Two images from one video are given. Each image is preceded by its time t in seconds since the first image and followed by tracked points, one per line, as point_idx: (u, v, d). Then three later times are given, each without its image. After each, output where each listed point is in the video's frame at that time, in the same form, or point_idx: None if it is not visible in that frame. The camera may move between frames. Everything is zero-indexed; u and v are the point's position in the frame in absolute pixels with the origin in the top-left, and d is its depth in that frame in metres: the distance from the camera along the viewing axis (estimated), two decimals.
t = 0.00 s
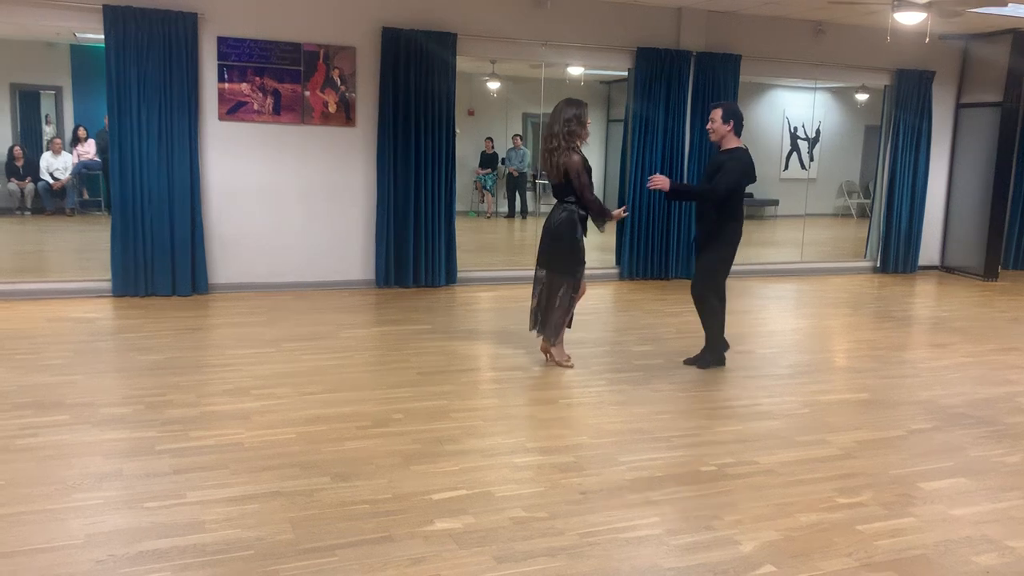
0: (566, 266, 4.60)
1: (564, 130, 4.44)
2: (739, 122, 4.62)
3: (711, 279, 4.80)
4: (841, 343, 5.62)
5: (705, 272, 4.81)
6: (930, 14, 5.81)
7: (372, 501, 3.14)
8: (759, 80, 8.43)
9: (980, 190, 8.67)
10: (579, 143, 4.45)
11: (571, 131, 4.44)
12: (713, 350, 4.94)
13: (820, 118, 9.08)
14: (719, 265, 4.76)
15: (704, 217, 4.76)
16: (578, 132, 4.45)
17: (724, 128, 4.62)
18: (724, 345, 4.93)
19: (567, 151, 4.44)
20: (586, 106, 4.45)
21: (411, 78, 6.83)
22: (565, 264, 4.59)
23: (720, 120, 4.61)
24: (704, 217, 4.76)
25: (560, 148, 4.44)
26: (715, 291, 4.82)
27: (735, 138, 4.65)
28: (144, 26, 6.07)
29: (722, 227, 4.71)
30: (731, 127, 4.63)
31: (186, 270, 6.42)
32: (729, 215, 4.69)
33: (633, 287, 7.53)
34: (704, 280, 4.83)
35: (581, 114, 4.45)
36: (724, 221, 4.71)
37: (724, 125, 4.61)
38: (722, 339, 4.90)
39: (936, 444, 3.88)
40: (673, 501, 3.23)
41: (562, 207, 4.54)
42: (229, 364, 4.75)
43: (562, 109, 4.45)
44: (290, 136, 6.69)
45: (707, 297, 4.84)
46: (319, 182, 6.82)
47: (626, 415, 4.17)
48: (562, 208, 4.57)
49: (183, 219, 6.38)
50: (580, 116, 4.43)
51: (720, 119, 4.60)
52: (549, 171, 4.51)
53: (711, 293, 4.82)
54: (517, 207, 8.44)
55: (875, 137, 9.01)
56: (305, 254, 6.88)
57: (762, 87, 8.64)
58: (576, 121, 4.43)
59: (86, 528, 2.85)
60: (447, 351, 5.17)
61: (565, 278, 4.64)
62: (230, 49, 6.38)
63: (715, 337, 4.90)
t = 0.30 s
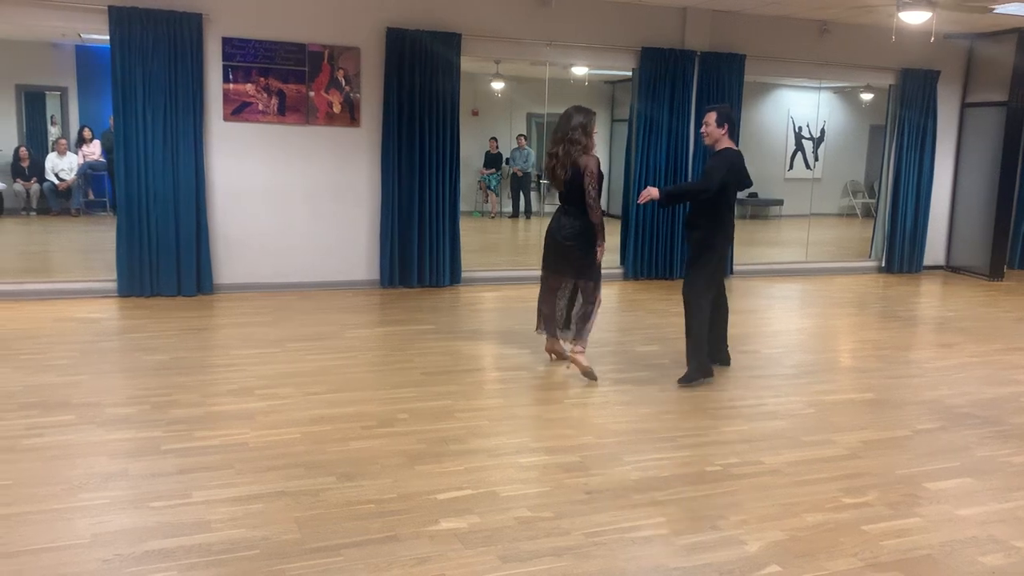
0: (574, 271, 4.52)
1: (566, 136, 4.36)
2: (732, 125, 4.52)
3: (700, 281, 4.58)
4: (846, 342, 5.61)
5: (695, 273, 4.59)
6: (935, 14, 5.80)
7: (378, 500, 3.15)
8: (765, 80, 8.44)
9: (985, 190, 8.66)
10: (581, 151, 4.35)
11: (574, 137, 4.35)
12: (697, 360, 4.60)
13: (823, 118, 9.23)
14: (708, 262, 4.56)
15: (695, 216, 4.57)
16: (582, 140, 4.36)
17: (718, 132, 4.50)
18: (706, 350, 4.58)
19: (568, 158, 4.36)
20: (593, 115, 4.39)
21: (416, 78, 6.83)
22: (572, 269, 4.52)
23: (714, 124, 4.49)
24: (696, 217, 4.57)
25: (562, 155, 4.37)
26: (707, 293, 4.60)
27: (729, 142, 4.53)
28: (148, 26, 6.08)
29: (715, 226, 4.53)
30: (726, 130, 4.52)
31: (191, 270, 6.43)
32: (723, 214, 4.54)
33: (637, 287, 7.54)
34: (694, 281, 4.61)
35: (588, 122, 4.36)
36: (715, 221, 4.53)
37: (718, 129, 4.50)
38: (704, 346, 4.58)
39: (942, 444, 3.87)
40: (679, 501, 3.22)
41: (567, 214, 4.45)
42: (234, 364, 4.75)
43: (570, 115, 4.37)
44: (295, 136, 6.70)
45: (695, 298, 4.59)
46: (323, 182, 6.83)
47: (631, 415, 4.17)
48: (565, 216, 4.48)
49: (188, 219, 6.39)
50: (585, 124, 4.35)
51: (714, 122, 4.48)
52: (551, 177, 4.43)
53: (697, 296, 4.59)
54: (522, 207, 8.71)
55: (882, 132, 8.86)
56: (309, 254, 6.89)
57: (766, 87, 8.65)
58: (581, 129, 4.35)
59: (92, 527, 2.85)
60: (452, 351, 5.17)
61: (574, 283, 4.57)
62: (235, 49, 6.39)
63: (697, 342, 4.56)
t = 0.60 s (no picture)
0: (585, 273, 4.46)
1: (576, 132, 4.30)
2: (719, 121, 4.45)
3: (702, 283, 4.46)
4: (851, 344, 5.61)
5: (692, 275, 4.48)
6: (940, 15, 5.80)
7: (382, 500, 3.15)
8: (770, 80, 8.43)
9: (991, 190, 8.63)
10: (590, 146, 4.28)
11: (583, 133, 4.28)
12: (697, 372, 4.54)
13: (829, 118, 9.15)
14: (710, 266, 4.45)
15: (691, 217, 4.45)
16: (591, 135, 4.29)
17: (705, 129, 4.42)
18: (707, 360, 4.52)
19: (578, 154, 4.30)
20: (603, 109, 4.30)
21: (420, 79, 6.84)
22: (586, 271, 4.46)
23: (700, 122, 4.40)
24: (690, 217, 4.47)
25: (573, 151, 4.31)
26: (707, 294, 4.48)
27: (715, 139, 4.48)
28: (154, 27, 6.09)
29: (710, 225, 4.42)
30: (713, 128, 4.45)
31: (196, 270, 6.44)
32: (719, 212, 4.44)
33: (642, 288, 7.53)
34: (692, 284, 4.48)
35: (598, 116, 4.28)
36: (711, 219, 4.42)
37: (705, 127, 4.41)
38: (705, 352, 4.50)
39: (947, 446, 3.87)
40: (683, 502, 3.23)
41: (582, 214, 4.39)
42: (239, 364, 4.76)
43: (579, 111, 4.30)
44: (300, 137, 6.70)
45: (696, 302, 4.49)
46: (328, 183, 6.84)
47: (636, 416, 4.16)
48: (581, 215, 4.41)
49: (193, 220, 6.40)
50: (595, 119, 4.27)
51: (700, 120, 4.40)
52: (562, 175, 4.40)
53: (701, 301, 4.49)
54: (526, 207, 8.39)
55: (886, 137, 8.99)
56: (314, 254, 6.90)
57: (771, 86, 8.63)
58: (591, 125, 4.27)
59: (98, 527, 2.86)
60: (456, 351, 5.17)
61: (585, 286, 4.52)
62: (240, 50, 6.40)
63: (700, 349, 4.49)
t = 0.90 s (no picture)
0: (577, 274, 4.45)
1: (577, 133, 4.31)
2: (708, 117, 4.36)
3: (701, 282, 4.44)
4: (854, 345, 5.60)
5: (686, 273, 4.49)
6: (944, 16, 5.78)
7: (385, 501, 3.15)
8: (773, 80, 8.43)
9: (995, 192, 8.62)
10: (591, 147, 4.29)
11: (584, 134, 4.29)
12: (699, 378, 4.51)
13: (832, 120, 9.18)
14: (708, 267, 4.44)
15: (691, 217, 4.43)
16: (592, 136, 4.29)
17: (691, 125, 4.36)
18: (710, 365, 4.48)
19: (579, 155, 4.31)
20: (603, 108, 4.30)
21: (423, 80, 6.84)
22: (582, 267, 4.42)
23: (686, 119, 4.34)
24: (687, 215, 4.46)
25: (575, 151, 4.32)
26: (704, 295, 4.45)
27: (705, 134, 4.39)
28: (158, 27, 6.10)
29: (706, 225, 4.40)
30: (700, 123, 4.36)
31: (200, 270, 6.45)
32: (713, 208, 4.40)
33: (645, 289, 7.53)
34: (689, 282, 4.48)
35: (598, 116, 4.29)
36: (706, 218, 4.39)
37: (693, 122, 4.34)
38: (710, 356, 4.48)
39: (950, 447, 3.86)
40: (685, 503, 3.22)
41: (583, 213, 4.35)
42: (242, 364, 4.77)
43: (579, 112, 4.31)
44: (303, 137, 6.71)
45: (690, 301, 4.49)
46: (331, 183, 6.84)
47: (639, 417, 4.16)
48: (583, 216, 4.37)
49: (197, 220, 6.41)
50: (594, 118, 4.28)
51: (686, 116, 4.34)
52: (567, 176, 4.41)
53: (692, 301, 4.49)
54: (529, 208, 8.52)
55: (889, 139, 8.98)
56: (317, 255, 6.90)
57: (774, 87, 8.64)
58: (592, 124, 4.27)
59: (101, 527, 2.86)
60: (459, 352, 5.17)
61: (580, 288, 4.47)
62: (243, 50, 6.41)
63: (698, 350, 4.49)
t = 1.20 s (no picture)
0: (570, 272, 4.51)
1: (572, 130, 4.35)
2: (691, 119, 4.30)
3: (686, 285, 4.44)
4: (858, 346, 5.59)
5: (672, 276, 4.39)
6: (949, 16, 5.77)
7: (389, 501, 3.15)
8: (776, 81, 8.43)
9: (999, 193, 8.61)
10: (585, 144, 4.33)
11: (579, 130, 4.33)
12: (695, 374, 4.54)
13: (836, 120, 9.26)
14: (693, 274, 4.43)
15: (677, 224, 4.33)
16: (586, 133, 4.33)
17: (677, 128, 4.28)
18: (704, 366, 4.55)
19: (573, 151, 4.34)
20: (598, 106, 4.35)
21: (427, 80, 6.84)
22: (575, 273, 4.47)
23: (671, 121, 4.26)
24: (666, 227, 4.37)
25: (568, 147, 4.34)
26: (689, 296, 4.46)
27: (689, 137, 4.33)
28: (161, 28, 6.11)
29: (687, 236, 4.34)
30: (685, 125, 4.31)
31: (204, 270, 6.46)
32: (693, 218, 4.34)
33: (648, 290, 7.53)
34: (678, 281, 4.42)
35: (592, 114, 4.33)
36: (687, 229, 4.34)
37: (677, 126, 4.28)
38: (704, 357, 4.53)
39: (955, 449, 3.85)
40: (688, 504, 3.22)
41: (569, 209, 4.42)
42: (246, 364, 4.77)
43: (574, 108, 4.35)
44: (307, 138, 6.72)
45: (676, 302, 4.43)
46: (335, 184, 6.85)
47: (643, 417, 4.16)
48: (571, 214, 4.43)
49: (201, 220, 6.41)
50: (589, 115, 4.32)
51: (671, 119, 4.27)
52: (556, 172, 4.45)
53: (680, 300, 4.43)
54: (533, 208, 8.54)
55: (892, 140, 8.91)
56: (321, 255, 6.91)
57: (778, 88, 8.68)
58: (586, 121, 4.32)
59: (104, 526, 2.87)
60: (462, 352, 5.17)
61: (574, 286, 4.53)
62: (247, 50, 6.42)
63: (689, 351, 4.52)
